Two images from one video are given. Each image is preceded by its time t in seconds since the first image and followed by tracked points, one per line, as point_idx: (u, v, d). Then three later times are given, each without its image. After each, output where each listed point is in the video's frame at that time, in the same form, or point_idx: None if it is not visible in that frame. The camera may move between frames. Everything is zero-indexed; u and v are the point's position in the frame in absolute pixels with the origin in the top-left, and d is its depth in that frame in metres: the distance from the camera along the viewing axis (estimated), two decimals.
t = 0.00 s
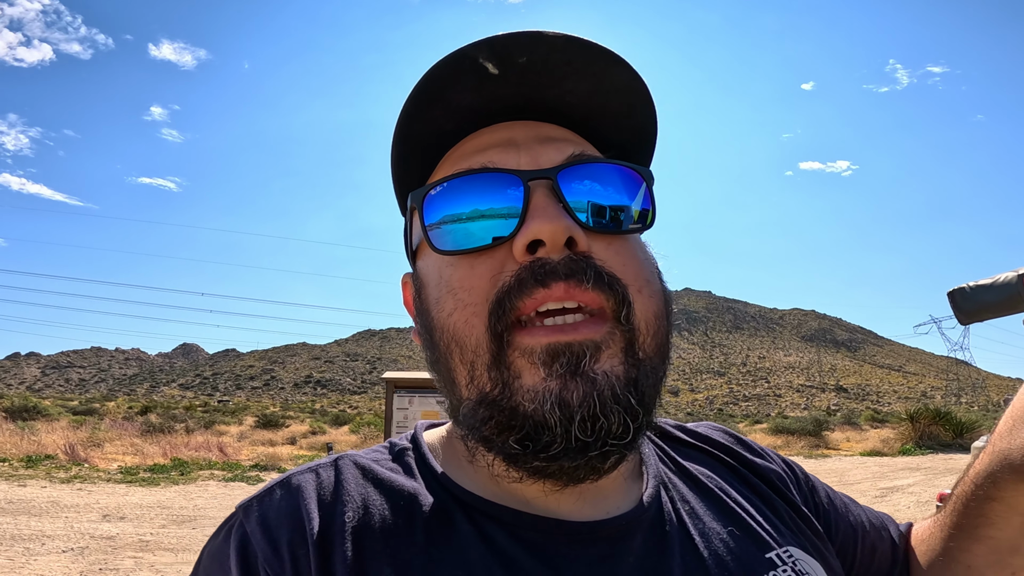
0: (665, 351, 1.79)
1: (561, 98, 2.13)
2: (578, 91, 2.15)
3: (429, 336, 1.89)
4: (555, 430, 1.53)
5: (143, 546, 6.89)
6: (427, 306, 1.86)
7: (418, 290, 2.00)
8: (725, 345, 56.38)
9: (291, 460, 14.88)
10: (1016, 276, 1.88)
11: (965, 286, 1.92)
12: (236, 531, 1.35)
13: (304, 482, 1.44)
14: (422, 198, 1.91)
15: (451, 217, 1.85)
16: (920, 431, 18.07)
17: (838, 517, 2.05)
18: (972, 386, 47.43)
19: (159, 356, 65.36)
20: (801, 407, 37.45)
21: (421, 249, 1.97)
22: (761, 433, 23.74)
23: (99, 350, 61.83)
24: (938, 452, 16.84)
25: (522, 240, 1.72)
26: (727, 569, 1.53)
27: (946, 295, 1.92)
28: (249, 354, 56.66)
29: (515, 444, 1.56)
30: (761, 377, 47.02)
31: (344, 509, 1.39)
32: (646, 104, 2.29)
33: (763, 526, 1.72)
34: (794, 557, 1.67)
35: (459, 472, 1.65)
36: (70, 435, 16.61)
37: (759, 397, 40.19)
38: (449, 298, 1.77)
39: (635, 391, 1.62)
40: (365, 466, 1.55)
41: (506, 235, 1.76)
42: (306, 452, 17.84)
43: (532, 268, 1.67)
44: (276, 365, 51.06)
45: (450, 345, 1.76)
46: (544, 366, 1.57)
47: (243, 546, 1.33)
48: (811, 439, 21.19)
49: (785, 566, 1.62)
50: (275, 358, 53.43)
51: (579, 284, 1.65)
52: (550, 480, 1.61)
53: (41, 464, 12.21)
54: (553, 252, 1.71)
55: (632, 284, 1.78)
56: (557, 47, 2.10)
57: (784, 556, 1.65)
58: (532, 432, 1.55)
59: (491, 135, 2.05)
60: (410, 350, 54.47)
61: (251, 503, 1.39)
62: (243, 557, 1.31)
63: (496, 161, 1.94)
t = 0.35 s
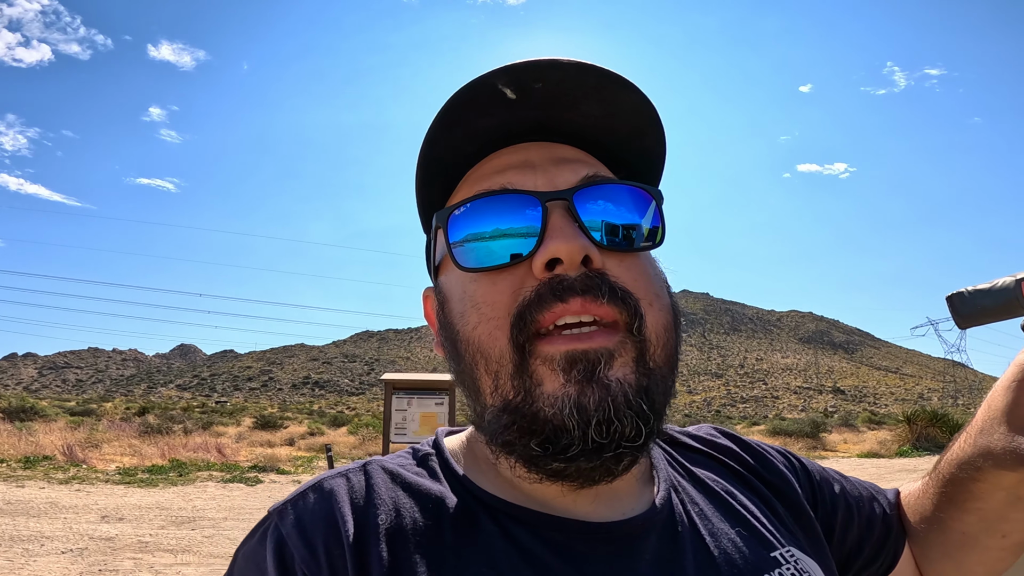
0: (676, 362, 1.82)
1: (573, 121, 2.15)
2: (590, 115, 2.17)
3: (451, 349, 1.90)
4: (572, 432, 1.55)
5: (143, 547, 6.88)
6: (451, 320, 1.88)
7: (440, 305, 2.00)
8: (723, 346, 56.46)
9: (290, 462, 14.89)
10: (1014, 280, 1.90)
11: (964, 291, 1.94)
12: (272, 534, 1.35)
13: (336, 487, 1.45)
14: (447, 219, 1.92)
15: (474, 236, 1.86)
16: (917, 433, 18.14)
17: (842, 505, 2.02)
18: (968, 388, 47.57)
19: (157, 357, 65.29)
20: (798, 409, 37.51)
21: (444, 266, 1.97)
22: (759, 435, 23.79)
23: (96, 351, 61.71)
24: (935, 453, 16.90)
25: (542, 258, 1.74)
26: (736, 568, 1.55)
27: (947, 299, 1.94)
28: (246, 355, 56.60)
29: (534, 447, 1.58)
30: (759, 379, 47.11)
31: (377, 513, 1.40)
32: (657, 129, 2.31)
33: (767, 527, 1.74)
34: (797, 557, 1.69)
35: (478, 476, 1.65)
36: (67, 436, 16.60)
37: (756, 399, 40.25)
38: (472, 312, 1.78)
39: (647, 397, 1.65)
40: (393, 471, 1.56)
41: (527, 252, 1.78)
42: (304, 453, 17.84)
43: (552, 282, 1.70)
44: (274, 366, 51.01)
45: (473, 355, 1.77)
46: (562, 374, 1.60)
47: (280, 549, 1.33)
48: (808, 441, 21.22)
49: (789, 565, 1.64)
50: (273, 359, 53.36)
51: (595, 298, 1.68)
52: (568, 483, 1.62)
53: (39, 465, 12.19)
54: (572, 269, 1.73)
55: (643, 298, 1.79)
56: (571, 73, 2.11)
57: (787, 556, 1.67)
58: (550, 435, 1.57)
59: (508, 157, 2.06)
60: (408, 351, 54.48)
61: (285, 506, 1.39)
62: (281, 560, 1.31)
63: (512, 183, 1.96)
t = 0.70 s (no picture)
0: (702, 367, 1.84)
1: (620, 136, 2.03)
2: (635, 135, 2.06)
3: (487, 343, 1.69)
4: (649, 429, 1.52)
5: (141, 548, 6.88)
6: (496, 311, 1.67)
7: (468, 297, 1.76)
8: (721, 347, 56.55)
9: (288, 462, 14.89)
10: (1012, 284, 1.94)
11: (964, 292, 1.95)
12: (276, 538, 1.37)
13: (339, 491, 1.46)
14: (517, 205, 1.71)
15: (545, 228, 1.67)
16: (915, 434, 18.17)
17: (833, 505, 2.03)
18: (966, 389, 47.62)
19: (156, 358, 65.34)
20: (796, 410, 37.56)
21: (485, 258, 1.73)
22: (757, 436, 23.83)
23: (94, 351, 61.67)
24: (933, 454, 16.92)
25: (614, 256, 1.63)
26: (736, 570, 1.55)
27: (952, 301, 1.93)
28: (245, 356, 56.60)
29: (616, 446, 1.53)
30: (757, 380, 47.17)
31: (382, 516, 1.40)
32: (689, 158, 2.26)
33: (762, 529, 1.75)
34: (792, 558, 1.69)
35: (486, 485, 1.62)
36: (65, 436, 16.59)
37: (754, 400, 40.30)
38: (534, 301, 1.61)
39: (697, 398, 1.66)
40: (396, 474, 1.56)
41: (591, 244, 1.66)
42: (303, 454, 17.85)
43: (624, 277, 1.61)
44: (272, 367, 51.02)
45: (525, 348, 1.60)
46: (639, 368, 1.54)
47: (284, 552, 1.34)
48: (806, 442, 21.25)
49: (785, 566, 1.65)
50: (271, 360, 53.35)
51: (664, 298, 1.63)
52: (625, 480, 1.60)
53: (36, 466, 12.17)
54: (640, 266, 1.66)
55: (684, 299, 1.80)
56: (633, 90, 2.00)
57: (783, 556, 1.67)
58: (628, 429, 1.52)
59: (557, 156, 1.89)
60: (406, 352, 54.48)
61: (288, 510, 1.40)
62: (285, 563, 1.33)
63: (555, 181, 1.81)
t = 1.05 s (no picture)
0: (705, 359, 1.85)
1: (621, 133, 2.04)
2: (636, 132, 2.07)
3: (492, 328, 1.70)
4: (654, 403, 1.51)
5: (140, 547, 6.88)
6: (501, 296, 1.68)
7: (472, 283, 1.78)
8: (721, 348, 56.54)
9: (287, 462, 14.88)
10: (1010, 280, 1.90)
11: (961, 291, 1.95)
12: (266, 530, 1.37)
13: (331, 483, 1.46)
14: (527, 189, 1.73)
15: (553, 214, 1.68)
16: (914, 434, 18.15)
17: (831, 503, 2.03)
18: (966, 390, 47.58)
19: (156, 358, 65.41)
20: (796, 411, 37.53)
21: (490, 242, 1.74)
22: (756, 436, 23.81)
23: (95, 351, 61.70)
24: (932, 454, 16.90)
25: (620, 244, 1.65)
26: (731, 566, 1.55)
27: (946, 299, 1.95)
28: (245, 356, 56.62)
29: (622, 419, 1.51)
30: (756, 381, 47.15)
31: (373, 509, 1.40)
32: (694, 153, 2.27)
33: (758, 525, 1.75)
34: (788, 555, 1.69)
35: (478, 477, 1.60)
36: (65, 436, 16.60)
37: (754, 400, 40.28)
38: (540, 284, 1.62)
39: (700, 380, 1.67)
40: (389, 466, 1.56)
41: (597, 232, 1.68)
42: (302, 454, 17.84)
43: (630, 262, 1.63)
44: (272, 367, 51.02)
45: (530, 331, 1.60)
46: (646, 344, 1.54)
47: (274, 545, 1.35)
48: (805, 443, 21.24)
49: (781, 563, 1.65)
50: (271, 360, 53.35)
51: (671, 284, 1.64)
52: (629, 463, 1.58)
53: (35, 465, 12.18)
54: (646, 255, 1.68)
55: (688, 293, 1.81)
56: (639, 89, 2.01)
57: (779, 553, 1.67)
58: (631, 403, 1.51)
59: (566, 148, 1.91)
60: (406, 352, 54.49)
61: (279, 503, 1.40)
62: (275, 557, 1.33)
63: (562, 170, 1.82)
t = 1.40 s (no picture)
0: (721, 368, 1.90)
1: (655, 170, 1.99)
2: (670, 174, 2.03)
3: (536, 315, 1.58)
4: (705, 402, 1.55)
5: (141, 547, 6.89)
6: (551, 283, 1.59)
7: (511, 268, 1.65)
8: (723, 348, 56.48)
9: (289, 462, 14.92)
10: (1015, 281, 1.89)
11: (965, 291, 1.95)
12: (259, 535, 1.36)
13: (326, 487, 1.45)
14: (593, 179, 1.69)
15: (617, 209, 1.65)
16: (916, 434, 18.10)
17: (838, 514, 2.03)
18: (968, 390, 47.43)
19: (159, 359, 65.65)
20: (797, 411, 37.45)
21: (541, 226, 1.64)
22: (758, 437, 23.78)
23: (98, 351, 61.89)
24: (935, 455, 16.86)
25: (670, 245, 1.67)
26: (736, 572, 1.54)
27: (945, 301, 1.96)
28: (247, 356, 56.74)
29: (681, 416, 1.51)
30: (758, 381, 47.06)
31: (367, 514, 1.39)
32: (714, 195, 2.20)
33: (766, 531, 1.74)
34: (796, 562, 1.68)
35: (488, 487, 1.54)
36: (68, 436, 16.67)
37: (755, 400, 40.22)
38: (598, 273, 1.58)
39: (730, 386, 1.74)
40: (384, 471, 1.55)
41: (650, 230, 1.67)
42: (304, 454, 17.87)
43: (676, 265, 1.67)
44: (274, 367, 51.11)
45: (586, 320, 1.54)
46: (693, 346, 1.59)
47: (266, 550, 1.34)
48: (807, 443, 21.21)
49: (787, 569, 1.63)
50: (274, 360, 53.44)
51: (709, 293, 1.71)
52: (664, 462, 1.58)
53: (38, 465, 12.23)
54: (689, 258, 1.72)
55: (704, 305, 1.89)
56: (683, 130, 1.99)
57: (786, 560, 1.66)
58: (687, 399, 1.53)
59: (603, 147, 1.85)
60: (408, 352, 54.53)
61: (273, 508, 1.40)
62: (267, 562, 1.32)
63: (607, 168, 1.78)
